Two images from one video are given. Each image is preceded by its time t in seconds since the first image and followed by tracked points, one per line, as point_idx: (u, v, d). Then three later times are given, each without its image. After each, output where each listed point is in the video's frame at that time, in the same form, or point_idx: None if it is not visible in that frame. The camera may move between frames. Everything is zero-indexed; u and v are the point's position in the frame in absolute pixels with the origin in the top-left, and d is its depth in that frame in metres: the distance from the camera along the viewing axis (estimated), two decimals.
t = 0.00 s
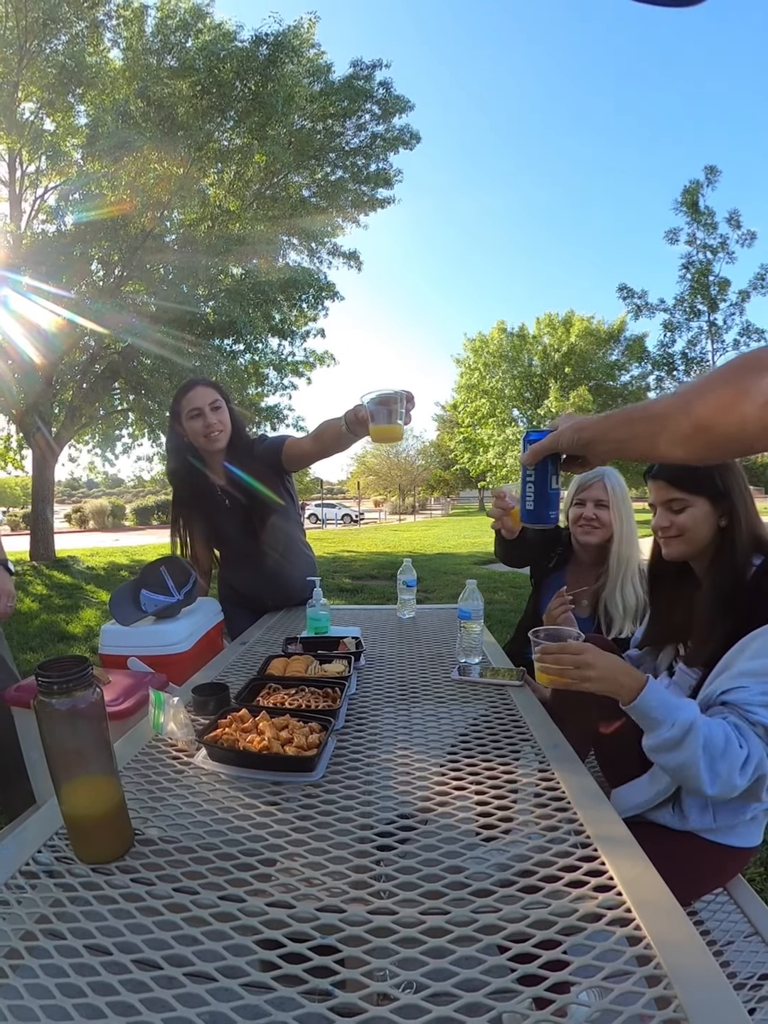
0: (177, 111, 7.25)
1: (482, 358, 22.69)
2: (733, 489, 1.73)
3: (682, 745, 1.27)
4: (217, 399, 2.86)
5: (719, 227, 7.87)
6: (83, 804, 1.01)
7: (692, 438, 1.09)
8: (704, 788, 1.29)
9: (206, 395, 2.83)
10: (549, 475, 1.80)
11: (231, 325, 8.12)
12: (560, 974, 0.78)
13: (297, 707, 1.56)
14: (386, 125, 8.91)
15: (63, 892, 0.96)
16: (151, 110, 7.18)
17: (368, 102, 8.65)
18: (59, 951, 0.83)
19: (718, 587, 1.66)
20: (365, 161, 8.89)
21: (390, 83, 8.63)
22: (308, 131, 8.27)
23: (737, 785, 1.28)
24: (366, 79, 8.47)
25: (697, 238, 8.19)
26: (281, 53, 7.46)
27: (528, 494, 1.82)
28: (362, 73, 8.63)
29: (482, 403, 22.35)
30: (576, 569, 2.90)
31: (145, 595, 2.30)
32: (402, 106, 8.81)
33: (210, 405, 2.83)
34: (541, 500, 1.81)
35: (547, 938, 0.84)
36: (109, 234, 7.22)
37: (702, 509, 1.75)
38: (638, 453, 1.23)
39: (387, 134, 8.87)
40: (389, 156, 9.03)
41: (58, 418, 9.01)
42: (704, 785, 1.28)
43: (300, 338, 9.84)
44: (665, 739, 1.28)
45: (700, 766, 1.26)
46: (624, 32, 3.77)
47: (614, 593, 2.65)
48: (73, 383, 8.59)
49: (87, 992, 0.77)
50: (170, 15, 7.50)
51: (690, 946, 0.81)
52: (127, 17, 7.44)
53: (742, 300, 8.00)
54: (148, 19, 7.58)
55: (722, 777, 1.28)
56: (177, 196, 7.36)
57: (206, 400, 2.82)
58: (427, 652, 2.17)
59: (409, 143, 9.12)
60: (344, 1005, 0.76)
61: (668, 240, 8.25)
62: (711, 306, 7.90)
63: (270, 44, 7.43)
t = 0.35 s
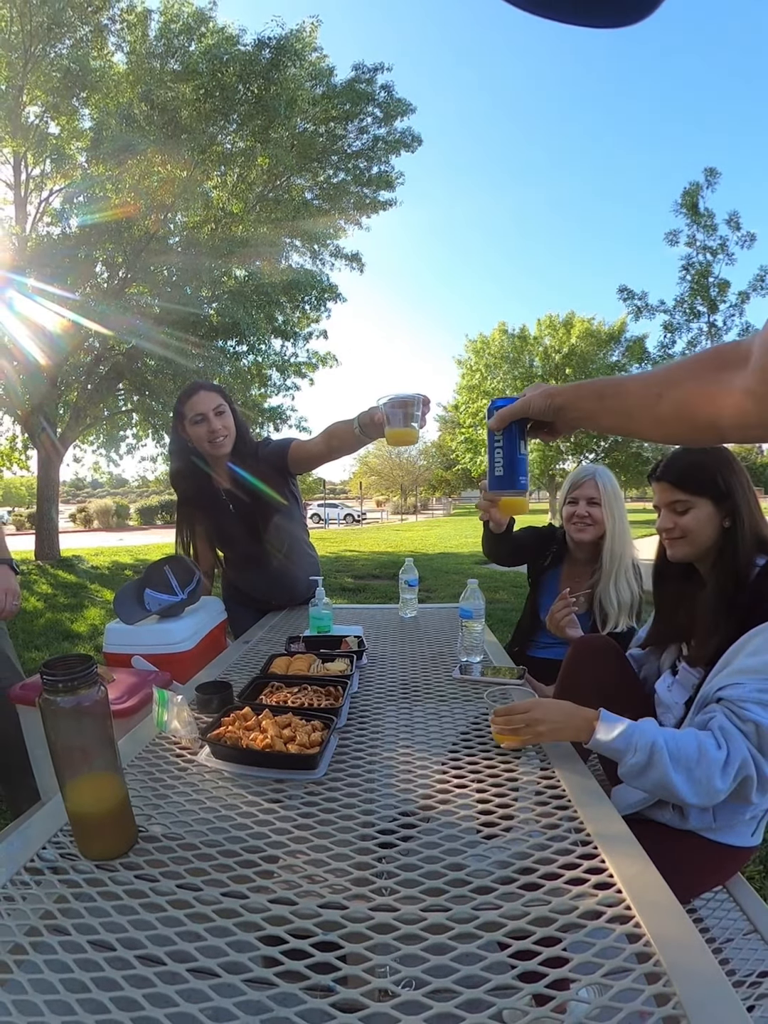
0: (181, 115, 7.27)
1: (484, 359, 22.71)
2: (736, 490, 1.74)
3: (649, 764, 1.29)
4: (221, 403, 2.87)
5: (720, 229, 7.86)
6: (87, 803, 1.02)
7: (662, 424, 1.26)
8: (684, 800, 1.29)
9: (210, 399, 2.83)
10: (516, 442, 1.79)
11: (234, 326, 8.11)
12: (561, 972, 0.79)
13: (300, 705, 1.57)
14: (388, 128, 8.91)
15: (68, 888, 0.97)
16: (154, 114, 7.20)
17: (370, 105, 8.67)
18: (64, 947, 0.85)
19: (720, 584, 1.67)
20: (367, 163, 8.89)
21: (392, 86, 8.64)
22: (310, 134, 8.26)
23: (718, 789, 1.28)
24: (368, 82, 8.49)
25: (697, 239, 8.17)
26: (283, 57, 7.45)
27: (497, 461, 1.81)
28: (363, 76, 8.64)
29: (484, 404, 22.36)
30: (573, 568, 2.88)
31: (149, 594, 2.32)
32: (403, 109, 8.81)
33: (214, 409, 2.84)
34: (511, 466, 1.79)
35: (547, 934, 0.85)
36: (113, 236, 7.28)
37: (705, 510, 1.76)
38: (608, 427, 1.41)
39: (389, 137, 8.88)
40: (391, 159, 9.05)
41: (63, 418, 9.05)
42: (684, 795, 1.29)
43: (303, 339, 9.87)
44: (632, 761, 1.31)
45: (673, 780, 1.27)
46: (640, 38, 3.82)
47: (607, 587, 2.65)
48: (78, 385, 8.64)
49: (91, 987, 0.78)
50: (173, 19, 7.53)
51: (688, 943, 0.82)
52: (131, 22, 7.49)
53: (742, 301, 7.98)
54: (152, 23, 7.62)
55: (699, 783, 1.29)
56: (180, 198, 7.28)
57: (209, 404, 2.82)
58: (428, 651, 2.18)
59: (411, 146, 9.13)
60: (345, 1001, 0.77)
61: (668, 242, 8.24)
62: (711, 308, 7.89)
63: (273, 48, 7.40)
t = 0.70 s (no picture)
0: (185, 118, 7.28)
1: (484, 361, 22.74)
2: (741, 490, 1.73)
3: (649, 764, 1.30)
4: (224, 403, 2.88)
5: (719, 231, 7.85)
6: (90, 801, 1.04)
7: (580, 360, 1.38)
8: (685, 798, 1.30)
9: (212, 400, 2.85)
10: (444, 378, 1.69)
11: (238, 327, 8.11)
12: (561, 969, 0.80)
13: (303, 703, 1.58)
14: (390, 131, 8.95)
15: (72, 884, 0.98)
16: (158, 118, 7.23)
17: (372, 108, 8.71)
18: (68, 941, 0.86)
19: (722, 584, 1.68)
20: (369, 166, 8.93)
21: (394, 89, 8.67)
22: (313, 137, 8.29)
23: (719, 786, 1.29)
24: (370, 86, 8.52)
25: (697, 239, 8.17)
26: (286, 61, 7.44)
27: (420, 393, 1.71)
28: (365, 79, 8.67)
29: (485, 405, 22.43)
30: (568, 565, 2.87)
31: (154, 592, 2.34)
32: (405, 111, 8.84)
33: (216, 409, 2.85)
34: (435, 400, 1.69)
35: (547, 932, 0.86)
36: (117, 238, 7.32)
37: (710, 508, 1.75)
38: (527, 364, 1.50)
39: (391, 140, 8.92)
40: (393, 162, 9.09)
41: (69, 420, 9.07)
42: (685, 795, 1.30)
43: (307, 340, 9.90)
44: (632, 761, 1.31)
45: (674, 779, 1.28)
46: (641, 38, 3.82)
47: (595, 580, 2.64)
48: (83, 386, 8.69)
49: (96, 982, 0.79)
50: (177, 24, 7.56)
51: (690, 941, 0.83)
52: (135, 26, 7.52)
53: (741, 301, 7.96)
54: (155, 27, 7.65)
55: (700, 780, 1.30)
56: (184, 201, 7.45)
57: (211, 404, 2.83)
58: (430, 650, 2.19)
59: (413, 149, 9.15)
60: (347, 998, 0.78)
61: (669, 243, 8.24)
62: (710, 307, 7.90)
63: (275, 52, 7.44)
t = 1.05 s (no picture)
0: (190, 123, 7.30)
1: (487, 363, 22.75)
2: (740, 491, 1.73)
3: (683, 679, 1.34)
4: (226, 399, 2.90)
5: (720, 233, 7.82)
6: (96, 796, 1.05)
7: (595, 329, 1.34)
8: (683, 736, 1.30)
9: (215, 395, 2.87)
10: (446, 338, 1.64)
11: (243, 329, 8.12)
12: (562, 966, 0.80)
13: (307, 701, 1.60)
14: (393, 135, 8.98)
15: (79, 880, 1.00)
16: (163, 122, 7.25)
17: (375, 112, 8.74)
18: (75, 936, 0.88)
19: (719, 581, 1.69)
20: (373, 169, 8.95)
21: (396, 93, 8.70)
22: (317, 141, 8.32)
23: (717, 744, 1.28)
24: (373, 89, 8.54)
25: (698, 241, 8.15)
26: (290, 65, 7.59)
27: (423, 360, 1.64)
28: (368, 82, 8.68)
29: (488, 406, 22.44)
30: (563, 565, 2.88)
31: (160, 590, 2.34)
32: (408, 115, 8.86)
33: (220, 404, 2.87)
34: (439, 363, 1.63)
35: (548, 929, 0.86)
36: (123, 241, 7.34)
37: (707, 507, 1.75)
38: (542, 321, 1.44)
39: (394, 144, 8.94)
40: (396, 165, 9.11)
41: (76, 421, 9.11)
42: (683, 728, 1.30)
43: (311, 342, 9.92)
44: (673, 669, 1.36)
45: (688, 704, 1.31)
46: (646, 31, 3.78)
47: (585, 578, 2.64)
48: (90, 388, 8.73)
49: (102, 977, 0.80)
50: (182, 30, 7.58)
51: (690, 938, 0.84)
52: (140, 32, 7.55)
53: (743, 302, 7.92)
54: (161, 33, 7.68)
55: (704, 730, 1.29)
56: (189, 205, 7.47)
57: (214, 400, 2.86)
58: (433, 648, 2.20)
59: (416, 152, 9.17)
60: (350, 993, 0.79)
61: (670, 245, 8.22)
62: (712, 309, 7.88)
63: (279, 57, 7.52)
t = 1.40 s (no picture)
0: (195, 127, 7.31)
1: (490, 364, 22.75)
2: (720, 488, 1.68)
3: (663, 607, 1.41)
4: (235, 392, 2.89)
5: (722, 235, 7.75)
6: (104, 793, 1.07)
7: None
8: (636, 655, 1.36)
9: (224, 388, 2.86)
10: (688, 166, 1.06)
11: (248, 332, 8.13)
12: (564, 963, 0.81)
13: (312, 700, 1.61)
14: (396, 138, 8.98)
15: (86, 875, 1.01)
16: (169, 127, 7.25)
17: (379, 116, 8.74)
18: (82, 931, 0.89)
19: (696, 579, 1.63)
20: (376, 173, 8.96)
21: (400, 96, 8.70)
22: (321, 145, 8.34)
23: (661, 666, 1.29)
24: (376, 93, 8.54)
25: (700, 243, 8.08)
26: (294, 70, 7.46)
27: (675, 199, 1.01)
28: (372, 86, 8.69)
29: (491, 407, 22.46)
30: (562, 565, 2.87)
31: (166, 590, 2.39)
32: (412, 119, 8.85)
33: (228, 397, 2.86)
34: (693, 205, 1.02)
35: (550, 926, 0.87)
36: (130, 245, 7.31)
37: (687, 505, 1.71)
38: None
39: (397, 147, 8.94)
40: (399, 168, 9.10)
41: (83, 422, 9.16)
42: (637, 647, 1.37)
43: (316, 344, 9.93)
44: (660, 596, 1.43)
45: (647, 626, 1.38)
46: (649, 31, 3.76)
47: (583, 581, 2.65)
48: (97, 389, 8.77)
49: (108, 970, 0.82)
50: (187, 35, 7.55)
51: (689, 936, 0.84)
52: (146, 37, 7.55)
53: (744, 303, 7.86)
54: (166, 38, 7.67)
55: (655, 654, 1.32)
56: (195, 207, 7.59)
57: (222, 393, 2.84)
58: (437, 647, 2.21)
59: (419, 155, 9.16)
60: (353, 988, 0.80)
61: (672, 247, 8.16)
62: (714, 312, 7.82)
63: (283, 61, 7.48)
